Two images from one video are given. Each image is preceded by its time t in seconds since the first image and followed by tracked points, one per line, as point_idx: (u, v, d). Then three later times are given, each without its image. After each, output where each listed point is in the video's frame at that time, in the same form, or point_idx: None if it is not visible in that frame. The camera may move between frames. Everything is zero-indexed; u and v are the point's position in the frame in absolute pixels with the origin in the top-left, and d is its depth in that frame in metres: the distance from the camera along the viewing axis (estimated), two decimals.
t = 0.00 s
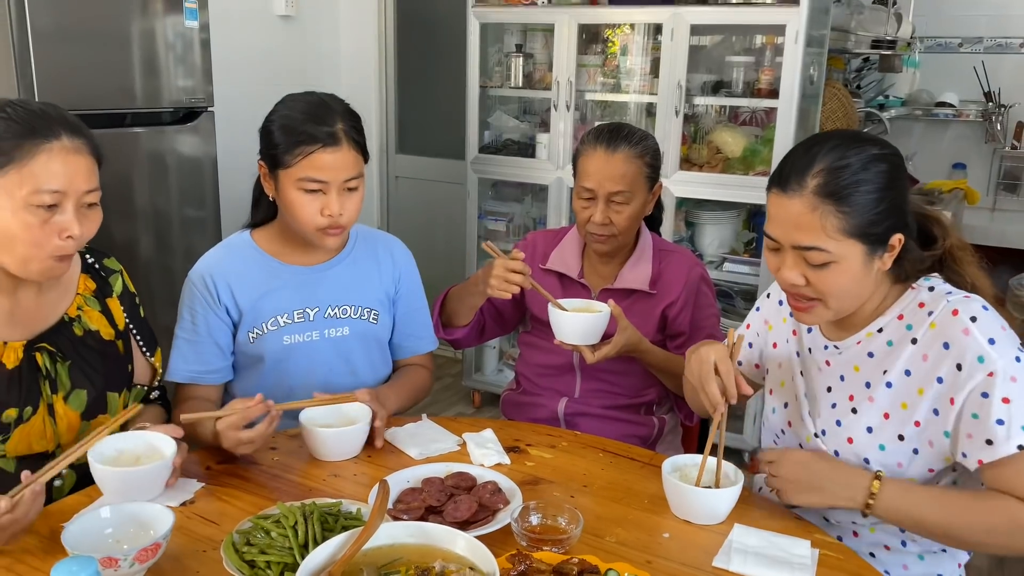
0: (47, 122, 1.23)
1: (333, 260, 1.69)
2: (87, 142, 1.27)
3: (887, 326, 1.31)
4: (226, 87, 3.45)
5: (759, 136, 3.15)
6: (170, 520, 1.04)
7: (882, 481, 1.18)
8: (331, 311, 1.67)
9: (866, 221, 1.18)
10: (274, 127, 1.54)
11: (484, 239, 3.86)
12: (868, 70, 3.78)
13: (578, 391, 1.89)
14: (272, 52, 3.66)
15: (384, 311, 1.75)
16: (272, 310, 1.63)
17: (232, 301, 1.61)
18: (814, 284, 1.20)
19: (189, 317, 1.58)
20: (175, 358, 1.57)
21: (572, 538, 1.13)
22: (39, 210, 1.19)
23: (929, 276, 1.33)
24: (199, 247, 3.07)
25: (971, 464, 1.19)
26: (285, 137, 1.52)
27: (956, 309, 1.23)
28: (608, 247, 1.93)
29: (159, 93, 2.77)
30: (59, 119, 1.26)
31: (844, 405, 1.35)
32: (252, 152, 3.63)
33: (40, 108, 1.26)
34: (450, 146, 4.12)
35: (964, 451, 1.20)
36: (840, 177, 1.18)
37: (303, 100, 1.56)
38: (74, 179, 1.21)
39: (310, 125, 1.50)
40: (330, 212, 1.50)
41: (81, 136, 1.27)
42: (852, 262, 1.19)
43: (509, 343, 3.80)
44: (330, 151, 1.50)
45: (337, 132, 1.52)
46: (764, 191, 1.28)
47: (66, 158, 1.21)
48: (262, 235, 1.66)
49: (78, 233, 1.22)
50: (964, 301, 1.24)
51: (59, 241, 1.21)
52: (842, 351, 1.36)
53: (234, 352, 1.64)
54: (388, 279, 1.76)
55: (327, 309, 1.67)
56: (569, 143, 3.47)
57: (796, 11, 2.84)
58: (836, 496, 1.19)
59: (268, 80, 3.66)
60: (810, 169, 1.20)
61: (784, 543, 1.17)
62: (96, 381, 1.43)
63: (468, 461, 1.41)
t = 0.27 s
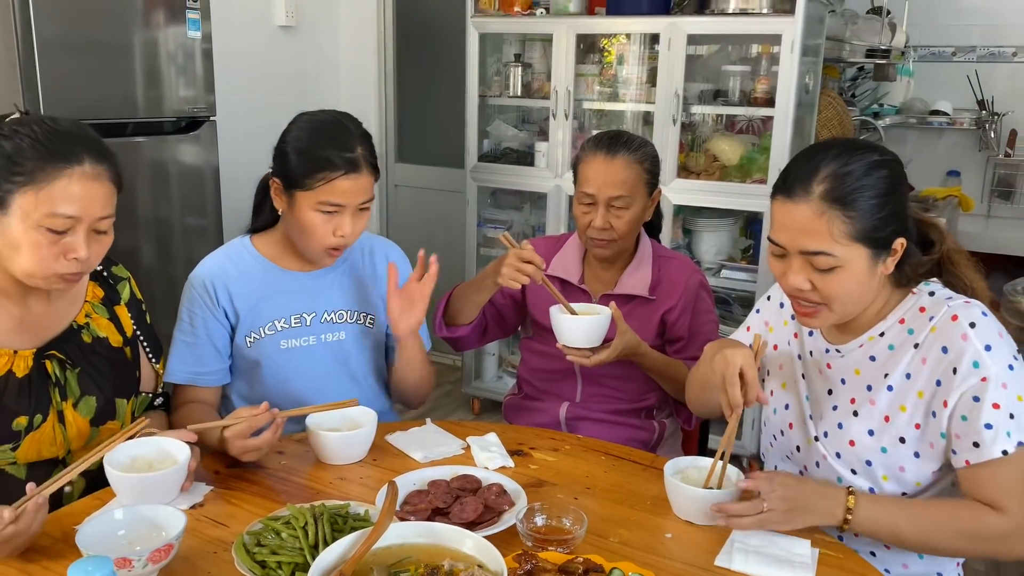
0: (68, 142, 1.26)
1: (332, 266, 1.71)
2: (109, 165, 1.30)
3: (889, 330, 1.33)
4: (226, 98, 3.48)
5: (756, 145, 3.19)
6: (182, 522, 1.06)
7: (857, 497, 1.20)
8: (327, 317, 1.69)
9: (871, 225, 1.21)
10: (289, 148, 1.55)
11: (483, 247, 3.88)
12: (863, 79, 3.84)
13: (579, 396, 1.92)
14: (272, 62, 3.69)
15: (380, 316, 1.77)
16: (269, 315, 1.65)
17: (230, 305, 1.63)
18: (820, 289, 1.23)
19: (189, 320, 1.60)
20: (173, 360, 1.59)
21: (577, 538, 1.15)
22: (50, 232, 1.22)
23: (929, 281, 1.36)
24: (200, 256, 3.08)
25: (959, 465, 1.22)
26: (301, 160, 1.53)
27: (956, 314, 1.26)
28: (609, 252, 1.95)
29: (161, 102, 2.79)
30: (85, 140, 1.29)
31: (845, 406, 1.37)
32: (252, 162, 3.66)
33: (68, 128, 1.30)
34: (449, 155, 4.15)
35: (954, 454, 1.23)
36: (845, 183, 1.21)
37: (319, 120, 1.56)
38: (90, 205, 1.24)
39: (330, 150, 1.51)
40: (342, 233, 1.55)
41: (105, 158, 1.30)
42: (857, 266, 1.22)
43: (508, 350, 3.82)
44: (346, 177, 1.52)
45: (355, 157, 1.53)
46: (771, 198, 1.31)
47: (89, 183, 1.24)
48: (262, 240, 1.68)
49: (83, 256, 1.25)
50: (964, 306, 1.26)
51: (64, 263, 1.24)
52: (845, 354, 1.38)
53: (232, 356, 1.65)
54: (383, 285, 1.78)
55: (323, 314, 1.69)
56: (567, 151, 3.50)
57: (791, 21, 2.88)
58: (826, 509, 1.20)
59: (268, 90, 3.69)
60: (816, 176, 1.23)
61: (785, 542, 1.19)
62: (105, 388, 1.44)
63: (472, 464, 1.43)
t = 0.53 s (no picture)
0: (85, 154, 1.28)
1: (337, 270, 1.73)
2: (125, 175, 1.32)
3: (893, 332, 1.36)
4: (226, 106, 3.50)
5: (751, 150, 3.23)
6: (203, 523, 1.08)
7: (831, 495, 1.26)
8: (336, 318, 1.70)
9: (877, 230, 1.24)
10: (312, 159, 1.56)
11: (481, 253, 3.90)
12: (855, 85, 3.92)
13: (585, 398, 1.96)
14: (271, 70, 3.71)
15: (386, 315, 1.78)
16: (279, 316, 1.66)
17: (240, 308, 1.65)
18: (827, 291, 1.26)
19: (198, 324, 1.61)
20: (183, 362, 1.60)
21: (589, 535, 1.17)
22: (66, 242, 1.24)
23: (935, 284, 1.38)
24: (201, 263, 3.11)
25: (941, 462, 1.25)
26: (327, 168, 1.55)
27: (956, 317, 1.29)
28: (613, 255, 1.98)
29: (161, 110, 2.80)
30: (100, 150, 1.31)
31: (849, 405, 1.40)
32: (251, 169, 3.67)
33: (84, 138, 1.32)
34: (447, 161, 4.18)
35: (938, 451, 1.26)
36: (851, 190, 1.24)
37: (336, 125, 1.58)
38: (105, 216, 1.26)
39: (360, 154, 1.54)
40: (376, 231, 1.58)
41: (119, 167, 1.32)
42: (863, 270, 1.25)
43: (507, 355, 3.84)
44: (377, 178, 1.56)
45: (382, 158, 1.56)
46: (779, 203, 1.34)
47: (105, 193, 1.27)
48: (271, 245, 1.70)
49: (98, 265, 1.26)
50: (966, 310, 1.29)
51: (80, 272, 1.25)
52: (850, 354, 1.41)
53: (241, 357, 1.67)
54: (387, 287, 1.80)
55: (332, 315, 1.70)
56: (565, 158, 3.54)
57: (786, 28, 2.92)
58: (800, 506, 1.27)
59: (267, 97, 3.71)
60: (824, 182, 1.26)
61: (791, 539, 1.22)
62: (118, 394, 1.45)
63: (482, 465, 1.45)
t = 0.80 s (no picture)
0: (98, 164, 1.28)
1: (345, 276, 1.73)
2: (137, 184, 1.32)
3: (907, 334, 1.38)
4: (221, 113, 3.49)
5: (747, 155, 3.26)
6: (226, 529, 1.08)
7: (840, 499, 1.28)
8: (348, 325, 1.72)
9: (884, 239, 1.26)
10: (312, 157, 1.60)
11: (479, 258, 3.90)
12: (846, 90, 3.87)
13: (591, 402, 1.99)
14: (267, 78, 3.70)
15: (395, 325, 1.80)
16: (289, 324, 1.68)
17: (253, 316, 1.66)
18: (836, 298, 1.28)
19: (211, 332, 1.62)
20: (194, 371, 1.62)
21: (606, 537, 1.18)
22: (80, 251, 1.24)
23: (945, 288, 1.41)
24: (199, 271, 3.08)
25: (955, 460, 1.27)
26: (326, 167, 1.57)
27: (971, 319, 1.31)
28: (617, 264, 2.00)
29: (160, 118, 2.78)
30: (114, 160, 1.32)
31: (865, 407, 1.43)
32: (247, 176, 3.66)
33: (97, 148, 1.32)
34: (443, 167, 4.20)
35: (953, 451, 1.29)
36: (859, 200, 1.26)
37: (342, 130, 1.62)
38: (119, 225, 1.26)
39: (353, 155, 1.57)
40: (369, 237, 1.58)
41: (133, 175, 1.32)
42: (872, 278, 1.27)
43: (504, 360, 3.84)
44: (371, 180, 1.57)
45: (379, 162, 1.58)
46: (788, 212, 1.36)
47: (117, 203, 1.26)
48: (283, 254, 1.71)
49: (111, 274, 1.26)
50: (979, 312, 1.32)
51: (93, 281, 1.25)
52: (863, 357, 1.43)
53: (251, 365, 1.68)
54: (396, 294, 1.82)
55: (343, 323, 1.72)
56: (562, 163, 3.55)
57: (782, 35, 2.95)
58: (810, 509, 1.28)
59: (264, 104, 3.71)
60: (831, 193, 1.28)
61: (803, 539, 1.24)
62: (130, 402, 1.45)
63: (494, 469, 1.46)
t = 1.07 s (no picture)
0: (106, 163, 1.28)
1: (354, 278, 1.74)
2: (144, 183, 1.32)
3: (909, 329, 1.41)
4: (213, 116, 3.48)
5: (738, 156, 3.28)
6: (237, 524, 1.09)
7: (841, 489, 1.30)
8: (358, 328, 1.73)
9: (887, 237, 1.29)
10: (313, 152, 1.62)
11: (472, 259, 3.90)
12: (834, 91, 3.94)
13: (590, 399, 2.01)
14: (259, 80, 3.69)
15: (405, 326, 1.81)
16: (299, 326, 1.68)
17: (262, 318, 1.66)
18: (840, 295, 1.30)
19: (218, 333, 1.62)
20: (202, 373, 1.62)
21: (614, 531, 1.20)
22: (88, 250, 1.24)
23: (944, 284, 1.44)
24: (190, 273, 2.93)
25: (955, 451, 1.30)
26: (328, 161, 1.59)
27: (972, 313, 1.34)
28: (614, 266, 2.03)
29: (151, 121, 2.67)
30: (122, 160, 1.32)
31: (867, 401, 1.45)
32: (238, 178, 3.65)
33: (104, 148, 1.32)
34: (435, 169, 4.20)
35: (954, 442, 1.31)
36: (863, 199, 1.28)
37: (340, 124, 1.64)
38: (127, 224, 1.26)
39: (352, 147, 1.58)
40: (373, 229, 1.59)
41: (140, 175, 1.32)
42: (877, 275, 1.29)
43: (498, 361, 3.84)
44: (373, 171, 1.58)
45: (379, 153, 1.60)
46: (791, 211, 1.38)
47: (125, 202, 1.27)
48: (291, 255, 1.71)
49: (119, 273, 1.26)
50: (979, 306, 1.35)
51: (101, 279, 1.25)
52: (866, 353, 1.45)
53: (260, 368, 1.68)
54: (406, 295, 1.82)
55: (353, 326, 1.73)
56: (554, 164, 3.56)
57: (773, 37, 2.97)
58: (813, 500, 1.30)
59: (256, 105, 3.70)
60: (836, 192, 1.30)
61: (807, 531, 1.26)
62: (136, 402, 1.46)
63: (499, 466, 1.47)
